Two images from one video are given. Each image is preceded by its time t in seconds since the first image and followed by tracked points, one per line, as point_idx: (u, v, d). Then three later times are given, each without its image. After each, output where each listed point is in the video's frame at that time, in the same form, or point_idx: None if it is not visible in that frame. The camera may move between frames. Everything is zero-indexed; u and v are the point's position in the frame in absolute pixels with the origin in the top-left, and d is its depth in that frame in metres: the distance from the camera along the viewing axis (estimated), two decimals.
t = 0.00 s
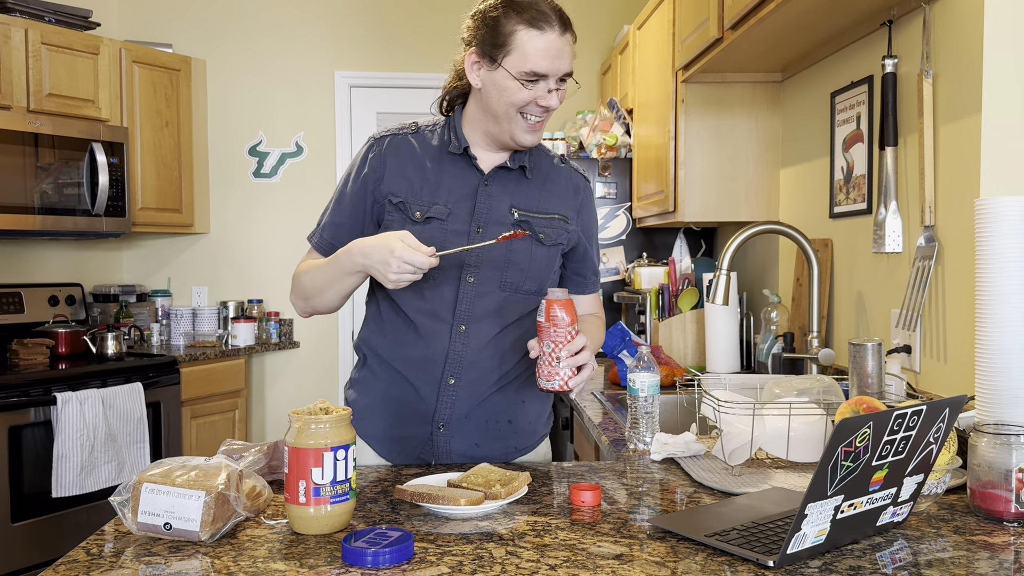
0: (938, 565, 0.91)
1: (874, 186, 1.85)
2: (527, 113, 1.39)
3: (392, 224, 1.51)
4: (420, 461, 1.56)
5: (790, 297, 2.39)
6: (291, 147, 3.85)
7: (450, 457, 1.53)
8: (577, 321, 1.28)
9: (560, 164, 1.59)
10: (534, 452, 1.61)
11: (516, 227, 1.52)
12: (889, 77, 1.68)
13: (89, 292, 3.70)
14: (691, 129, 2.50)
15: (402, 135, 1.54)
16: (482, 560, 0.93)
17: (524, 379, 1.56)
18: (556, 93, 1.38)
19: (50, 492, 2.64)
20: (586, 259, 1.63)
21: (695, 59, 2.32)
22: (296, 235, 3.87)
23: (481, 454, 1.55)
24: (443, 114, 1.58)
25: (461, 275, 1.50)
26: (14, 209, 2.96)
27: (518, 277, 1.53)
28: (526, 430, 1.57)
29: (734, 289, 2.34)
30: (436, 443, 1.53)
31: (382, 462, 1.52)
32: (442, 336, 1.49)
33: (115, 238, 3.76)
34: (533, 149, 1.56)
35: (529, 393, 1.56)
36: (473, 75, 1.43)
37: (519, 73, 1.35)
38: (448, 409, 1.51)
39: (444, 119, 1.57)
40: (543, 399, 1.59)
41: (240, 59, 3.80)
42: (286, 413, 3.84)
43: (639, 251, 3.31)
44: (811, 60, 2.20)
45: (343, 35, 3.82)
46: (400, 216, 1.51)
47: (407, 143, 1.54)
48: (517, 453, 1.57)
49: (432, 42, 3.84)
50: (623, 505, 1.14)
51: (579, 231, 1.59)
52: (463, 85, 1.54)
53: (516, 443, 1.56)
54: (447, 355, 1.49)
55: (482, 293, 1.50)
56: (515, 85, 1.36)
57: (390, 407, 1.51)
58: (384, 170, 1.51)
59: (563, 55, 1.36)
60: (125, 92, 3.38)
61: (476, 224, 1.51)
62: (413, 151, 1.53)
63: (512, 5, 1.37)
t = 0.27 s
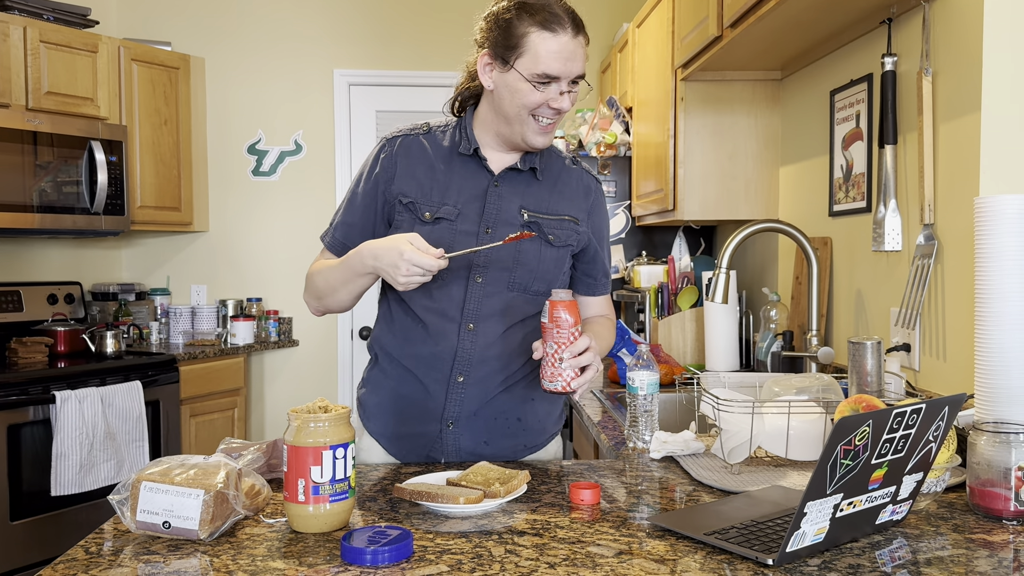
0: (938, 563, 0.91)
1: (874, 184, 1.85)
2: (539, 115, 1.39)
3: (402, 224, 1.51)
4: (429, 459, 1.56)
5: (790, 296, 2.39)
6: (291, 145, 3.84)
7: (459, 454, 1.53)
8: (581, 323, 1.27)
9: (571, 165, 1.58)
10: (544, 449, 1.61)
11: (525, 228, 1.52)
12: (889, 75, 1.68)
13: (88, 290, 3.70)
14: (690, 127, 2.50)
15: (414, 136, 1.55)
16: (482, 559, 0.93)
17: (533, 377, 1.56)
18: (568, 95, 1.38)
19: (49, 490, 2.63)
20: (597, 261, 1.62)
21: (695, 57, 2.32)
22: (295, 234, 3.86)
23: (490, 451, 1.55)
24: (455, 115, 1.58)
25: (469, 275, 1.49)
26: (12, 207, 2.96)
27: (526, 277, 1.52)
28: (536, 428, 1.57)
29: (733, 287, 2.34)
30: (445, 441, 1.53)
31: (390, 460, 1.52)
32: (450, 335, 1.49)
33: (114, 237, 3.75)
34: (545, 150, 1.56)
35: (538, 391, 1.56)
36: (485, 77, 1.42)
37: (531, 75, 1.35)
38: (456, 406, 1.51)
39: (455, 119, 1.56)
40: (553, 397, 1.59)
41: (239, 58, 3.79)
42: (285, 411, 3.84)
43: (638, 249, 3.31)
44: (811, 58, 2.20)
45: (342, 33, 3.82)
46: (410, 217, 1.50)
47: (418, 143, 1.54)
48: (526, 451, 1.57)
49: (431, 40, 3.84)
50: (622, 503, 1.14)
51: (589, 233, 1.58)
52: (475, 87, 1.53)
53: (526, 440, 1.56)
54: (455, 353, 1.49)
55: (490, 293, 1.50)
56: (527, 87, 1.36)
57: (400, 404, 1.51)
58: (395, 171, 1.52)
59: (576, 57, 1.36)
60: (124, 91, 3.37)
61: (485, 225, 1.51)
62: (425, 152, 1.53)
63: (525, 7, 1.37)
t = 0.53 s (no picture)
0: (937, 561, 0.91)
1: (873, 183, 1.85)
2: (547, 117, 1.40)
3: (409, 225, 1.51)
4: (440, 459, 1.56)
5: (789, 294, 2.39)
6: (290, 144, 3.84)
7: (470, 454, 1.53)
8: (583, 320, 1.27)
9: (578, 164, 1.57)
10: (554, 447, 1.61)
11: (531, 228, 1.52)
12: (888, 74, 1.68)
13: (87, 288, 3.70)
14: (689, 125, 2.50)
15: (421, 136, 1.55)
16: (481, 557, 0.93)
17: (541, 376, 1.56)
18: (576, 97, 1.38)
19: (48, 489, 2.63)
20: (604, 260, 1.61)
21: (694, 56, 2.32)
22: (294, 232, 3.86)
23: (501, 450, 1.55)
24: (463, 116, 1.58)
25: (476, 274, 1.50)
26: (11, 206, 2.96)
27: (533, 277, 1.52)
28: (546, 426, 1.56)
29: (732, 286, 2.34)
30: (456, 440, 1.52)
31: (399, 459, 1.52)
32: (458, 334, 1.49)
33: (113, 235, 3.75)
34: (552, 150, 1.55)
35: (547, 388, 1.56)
36: (494, 77, 1.42)
37: (539, 76, 1.35)
38: (466, 405, 1.50)
39: (462, 119, 1.58)
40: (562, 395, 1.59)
41: (238, 56, 3.79)
42: (285, 409, 3.84)
43: (637, 248, 3.31)
44: (810, 57, 2.19)
45: (342, 31, 3.82)
46: (417, 217, 1.51)
47: (425, 144, 1.54)
48: (536, 449, 1.56)
49: (430, 38, 3.84)
50: (621, 501, 1.14)
51: (596, 232, 1.58)
52: (483, 86, 1.54)
53: (536, 438, 1.56)
54: (464, 352, 1.49)
55: (497, 292, 1.50)
56: (536, 89, 1.36)
57: (409, 404, 1.51)
58: (402, 171, 1.52)
59: (584, 58, 1.36)
60: (123, 89, 3.37)
61: (492, 224, 1.51)
62: (431, 152, 1.53)
63: (534, 8, 1.37)
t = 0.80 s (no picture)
0: (936, 560, 0.91)
1: (872, 181, 1.85)
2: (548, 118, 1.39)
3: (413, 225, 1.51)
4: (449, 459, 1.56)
5: (788, 293, 2.39)
6: (290, 143, 3.84)
7: (478, 453, 1.53)
8: (583, 319, 1.27)
9: (580, 164, 1.58)
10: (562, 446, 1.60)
11: (534, 227, 1.52)
12: (888, 73, 1.68)
13: (87, 287, 3.70)
14: (689, 124, 2.50)
15: (423, 138, 1.55)
16: (481, 555, 0.93)
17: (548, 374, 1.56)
18: (577, 98, 1.38)
19: (49, 488, 2.63)
20: (607, 258, 1.61)
21: (693, 55, 2.32)
22: (294, 231, 3.86)
23: (509, 449, 1.55)
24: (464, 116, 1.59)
25: (480, 274, 1.50)
26: (11, 205, 2.96)
27: (537, 276, 1.52)
28: (554, 424, 1.56)
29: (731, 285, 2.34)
30: (464, 440, 1.52)
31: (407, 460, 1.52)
32: (463, 334, 1.49)
33: (112, 234, 3.75)
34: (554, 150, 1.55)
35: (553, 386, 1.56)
36: (495, 79, 1.42)
37: (540, 77, 1.35)
38: (474, 405, 1.51)
39: (465, 121, 1.56)
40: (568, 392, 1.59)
41: (238, 55, 3.79)
42: (285, 408, 3.84)
43: (637, 247, 3.31)
44: (809, 56, 2.19)
45: (341, 30, 3.81)
46: (421, 217, 1.51)
47: (428, 145, 1.54)
48: (544, 448, 1.56)
49: (431, 37, 3.84)
50: (621, 500, 1.14)
51: (599, 231, 1.58)
52: (486, 87, 1.52)
53: (544, 437, 1.56)
54: (469, 352, 1.49)
55: (502, 291, 1.50)
56: (537, 90, 1.36)
57: (416, 405, 1.51)
58: (406, 172, 1.52)
59: (585, 59, 1.36)
60: (122, 88, 3.37)
61: (495, 224, 1.51)
62: (435, 154, 1.53)
63: (535, 10, 1.37)
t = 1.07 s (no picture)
0: (935, 559, 0.91)
1: (872, 180, 1.85)
2: (546, 117, 1.39)
3: (413, 225, 1.52)
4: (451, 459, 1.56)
5: (788, 292, 2.39)
6: (289, 142, 3.84)
7: (480, 452, 1.53)
8: (580, 318, 1.27)
9: (579, 162, 1.58)
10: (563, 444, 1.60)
11: (534, 226, 1.52)
12: (887, 72, 1.68)
13: (86, 286, 3.70)
14: (688, 123, 2.50)
15: (422, 138, 1.55)
16: (480, 554, 0.93)
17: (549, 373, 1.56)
18: (574, 96, 1.38)
19: (48, 487, 2.63)
20: (606, 256, 1.61)
21: (693, 54, 2.32)
22: (293, 230, 3.86)
23: (510, 448, 1.54)
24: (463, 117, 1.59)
25: (480, 273, 1.50)
26: (10, 203, 2.96)
27: (537, 274, 1.52)
28: (554, 422, 1.56)
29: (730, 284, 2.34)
30: (466, 439, 1.52)
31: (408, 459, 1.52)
32: (464, 332, 1.49)
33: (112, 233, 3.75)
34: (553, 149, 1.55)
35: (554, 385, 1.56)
36: (492, 78, 1.43)
37: (537, 76, 1.35)
38: (475, 404, 1.51)
39: (463, 120, 1.57)
40: (569, 391, 1.59)
41: (237, 54, 3.79)
42: (284, 407, 3.84)
43: (636, 246, 3.31)
44: (809, 55, 2.20)
45: (341, 29, 3.81)
46: (420, 217, 1.51)
47: (427, 145, 1.54)
48: (546, 446, 1.56)
49: (430, 37, 3.84)
50: (620, 499, 1.14)
51: (598, 229, 1.58)
52: (484, 87, 1.53)
53: (545, 435, 1.56)
54: (470, 351, 1.49)
55: (502, 290, 1.50)
56: (533, 88, 1.36)
57: (418, 404, 1.51)
58: (405, 172, 1.52)
59: (582, 58, 1.36)
60: (122, 87, 3.36)
61: (495, 223, 1.51)
62: (433, 154, 1.54)
63: (531, 8, 1.37)
